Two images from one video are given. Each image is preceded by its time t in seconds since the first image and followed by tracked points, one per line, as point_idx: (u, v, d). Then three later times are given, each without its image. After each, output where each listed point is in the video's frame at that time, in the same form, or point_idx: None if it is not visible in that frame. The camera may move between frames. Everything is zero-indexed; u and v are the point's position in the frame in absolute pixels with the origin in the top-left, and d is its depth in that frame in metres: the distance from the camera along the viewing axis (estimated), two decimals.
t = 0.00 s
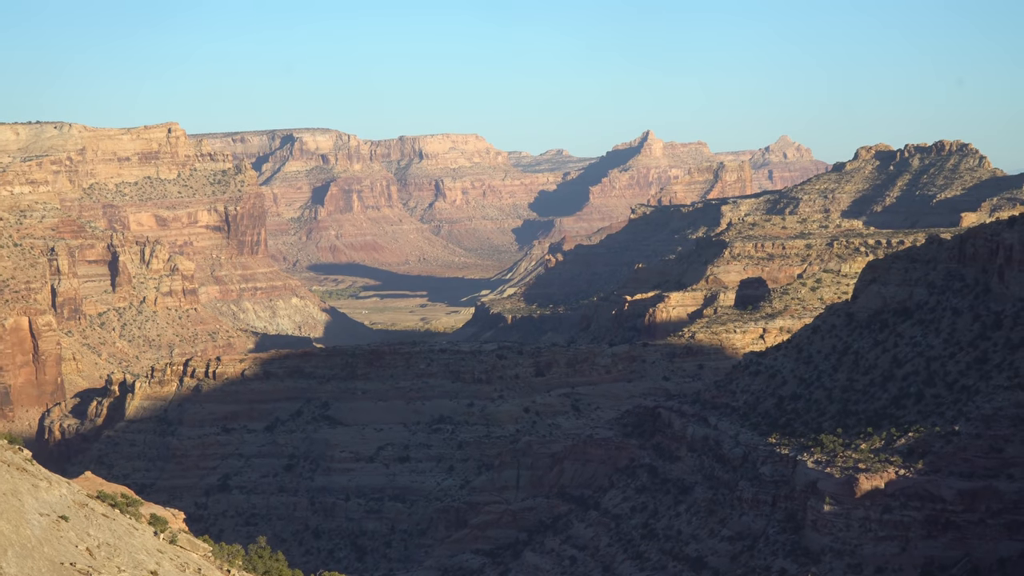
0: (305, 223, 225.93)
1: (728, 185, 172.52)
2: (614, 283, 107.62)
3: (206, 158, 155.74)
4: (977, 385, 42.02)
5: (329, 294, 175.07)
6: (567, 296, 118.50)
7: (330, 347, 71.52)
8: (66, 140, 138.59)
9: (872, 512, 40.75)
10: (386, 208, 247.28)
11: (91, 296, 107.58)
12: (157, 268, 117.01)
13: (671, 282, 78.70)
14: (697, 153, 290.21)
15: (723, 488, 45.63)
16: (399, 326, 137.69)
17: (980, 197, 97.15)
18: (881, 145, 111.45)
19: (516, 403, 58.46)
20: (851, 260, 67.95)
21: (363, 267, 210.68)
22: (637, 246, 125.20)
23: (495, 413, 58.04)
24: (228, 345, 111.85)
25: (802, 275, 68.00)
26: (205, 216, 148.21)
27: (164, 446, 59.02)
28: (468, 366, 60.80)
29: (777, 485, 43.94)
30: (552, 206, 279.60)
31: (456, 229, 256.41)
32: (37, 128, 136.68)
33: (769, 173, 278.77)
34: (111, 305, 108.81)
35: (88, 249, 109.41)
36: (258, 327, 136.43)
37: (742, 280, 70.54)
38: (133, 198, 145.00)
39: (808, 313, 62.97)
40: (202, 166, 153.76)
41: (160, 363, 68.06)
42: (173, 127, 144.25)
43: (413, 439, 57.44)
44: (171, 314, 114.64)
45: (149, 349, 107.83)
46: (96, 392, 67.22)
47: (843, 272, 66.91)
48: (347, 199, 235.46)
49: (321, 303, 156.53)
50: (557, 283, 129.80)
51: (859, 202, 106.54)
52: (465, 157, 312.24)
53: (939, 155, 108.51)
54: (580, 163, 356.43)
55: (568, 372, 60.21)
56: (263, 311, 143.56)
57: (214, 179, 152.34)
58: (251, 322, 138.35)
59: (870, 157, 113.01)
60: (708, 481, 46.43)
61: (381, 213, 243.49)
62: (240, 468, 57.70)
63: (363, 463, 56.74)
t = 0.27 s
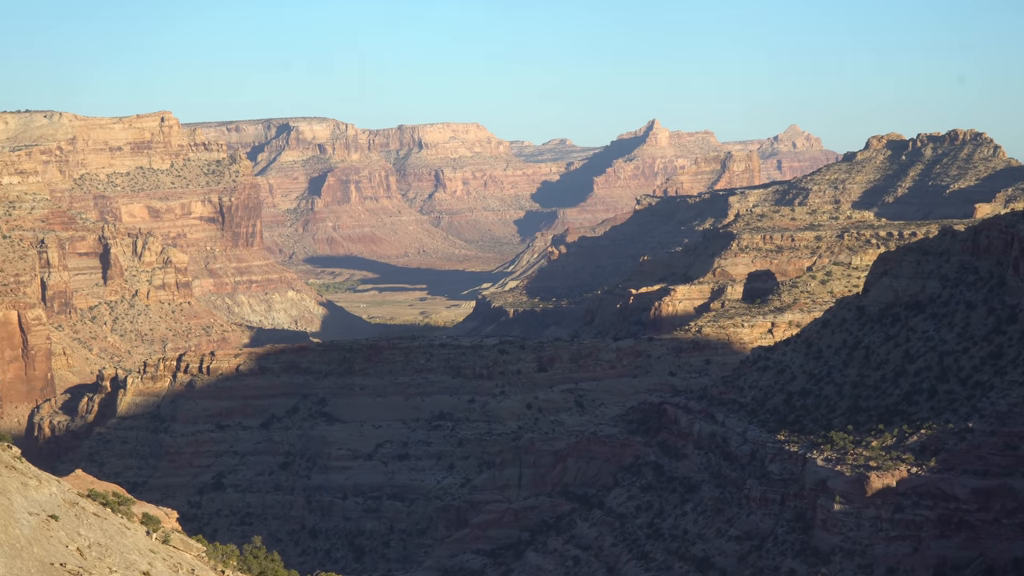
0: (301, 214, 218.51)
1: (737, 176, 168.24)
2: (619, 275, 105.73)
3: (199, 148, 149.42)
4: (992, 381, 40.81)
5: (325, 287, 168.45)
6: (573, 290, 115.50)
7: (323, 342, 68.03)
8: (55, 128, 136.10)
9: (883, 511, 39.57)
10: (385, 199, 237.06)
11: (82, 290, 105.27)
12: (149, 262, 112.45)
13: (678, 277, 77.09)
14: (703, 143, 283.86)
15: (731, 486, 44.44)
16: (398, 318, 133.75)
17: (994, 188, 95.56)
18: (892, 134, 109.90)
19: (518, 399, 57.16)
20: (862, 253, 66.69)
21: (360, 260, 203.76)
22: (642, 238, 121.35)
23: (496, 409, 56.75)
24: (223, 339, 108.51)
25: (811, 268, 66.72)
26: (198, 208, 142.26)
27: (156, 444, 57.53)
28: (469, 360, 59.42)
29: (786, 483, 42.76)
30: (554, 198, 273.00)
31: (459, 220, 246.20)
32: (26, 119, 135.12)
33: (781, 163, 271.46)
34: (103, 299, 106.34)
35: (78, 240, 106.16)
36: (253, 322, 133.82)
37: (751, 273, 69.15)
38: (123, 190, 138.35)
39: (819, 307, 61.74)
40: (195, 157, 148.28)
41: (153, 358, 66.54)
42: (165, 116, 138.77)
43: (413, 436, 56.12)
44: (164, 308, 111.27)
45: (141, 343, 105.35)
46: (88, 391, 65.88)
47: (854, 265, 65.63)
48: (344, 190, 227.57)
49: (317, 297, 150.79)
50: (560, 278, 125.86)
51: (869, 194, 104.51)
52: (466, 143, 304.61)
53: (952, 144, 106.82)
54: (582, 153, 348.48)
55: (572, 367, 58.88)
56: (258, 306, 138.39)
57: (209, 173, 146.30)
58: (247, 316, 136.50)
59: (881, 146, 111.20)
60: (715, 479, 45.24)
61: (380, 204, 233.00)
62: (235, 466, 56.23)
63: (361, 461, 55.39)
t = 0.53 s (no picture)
0: (298, 210, 212.06)
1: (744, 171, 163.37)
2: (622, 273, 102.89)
3: (193, 142, 147.06)
4: (1007, 382, 39.58)
5: (321, 281, 159.72)
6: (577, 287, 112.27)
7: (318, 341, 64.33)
8: (46, 122, 131.35)
9: (895, 516, 38.41)
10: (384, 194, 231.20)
11: (72, 287, 98.80)
12: (142, 258, 108.14)
13: (684, 275, 74.40)
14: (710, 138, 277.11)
15: (739, 490, 43.29)
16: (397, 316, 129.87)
17: (1009, 181, 92.62)
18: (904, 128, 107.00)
19: (519, 400, 55.83)
20: (873, 251, 65.13)
21: (359, 255, 197.11)
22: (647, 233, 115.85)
23: (497, 411, 55.38)
24: (216, 338, 104.50)
25: (821, 265, 65.10)
26: (192, 202, 139.71)
27: (148, 445, 56.23)
28: (470, 361, 58.21)
29: (795, 486, 41.59)
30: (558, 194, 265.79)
31: (459, 217, 238.84)
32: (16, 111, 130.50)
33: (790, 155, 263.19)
34: (93, 296, 100.18)
35: (70, 237, 101.35)
36: (248, 321, 128.19)
37: (758, 269, 67.50)
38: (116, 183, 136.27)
39: (830, 306, 60.27)
40: (188, 151, 145.54)
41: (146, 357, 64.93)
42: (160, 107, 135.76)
43: (411, 439, 54.69)
44: (156, 305, 106.16)
45: (134, 343, 99.75)
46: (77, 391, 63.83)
47: (865, 263, 64.12)
48: (343, 184, 221.19)
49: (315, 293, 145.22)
50: (562, 272, 119.52)
51: (881, 188, 101.93)
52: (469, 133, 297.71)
53: (966, 139, 103.54)
54: (588, 146, 339.41)
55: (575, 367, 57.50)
56: (253, 302, 133.25)
57: (202, 165, 143.97)
58: (241, 315, 130.25)
59: (893, 140, 108.25)
60: (722, 482, 44.10)
61: (378, 199, 225.40)
62: (229, 469, 54.83)
63: (359, 465, 53.91)
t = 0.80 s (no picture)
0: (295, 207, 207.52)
1: (753, 166, 159.58)
2: (628, 272, 101.11)
3: (188, 137, 141.62)
4: None
5: (318, 282, 157.65)
6: (581, 288, 109.98)
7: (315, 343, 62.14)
8: (37, 118, 127.15)
9: (909, 521, 37.29)
10: (385, 190, 225.24)
11: (63, 288, 96.01)
12: (135, 258, 103.44)
13: (692, 274, 72.22)
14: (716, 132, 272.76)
15: (749, 495, 42.13)
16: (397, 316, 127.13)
17: None
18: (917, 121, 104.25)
19: (522, 401, 54.60)
20: (887, 249, 63.75)
21: (357, 255, 194.00)
22: (654, 232, 112.46)
23: (500, 413, 54.01)
24: (211, 341, 100.66)
25: (831, 264, 63.89)
26: (186, 200, 134.25)
27: (141, 449, 54.42)
28: (472, 361, 56.39)
29: (806, 490, 40.46)
30: (561, 191, 261.47)
31: (461, 215, 234.41)
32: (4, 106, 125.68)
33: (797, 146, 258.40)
34: (84, 296, 96.87)
35: (59, 236, 97.77)
36: (244, 322, 124.87)
37: (767, 267, 66.13)
38: (106, 181, 131.47)
39: (841, 306, 59.19)
40: (182, 147, 140.11)
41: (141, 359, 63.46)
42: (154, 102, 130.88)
43: (412, 441, 53.24)
44: (150, 306, 102.25)
45: (126, 344, 96.22)
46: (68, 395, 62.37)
47: (877, 261, 62.89)
48: (341, 182, 214.96)
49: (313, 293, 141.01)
50: (568, 274, 116.48)
51: (893, 185, 99.26)
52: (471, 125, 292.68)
53: (981, 133, 100.95)
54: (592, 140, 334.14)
55: (580, 368, 56.15)
56: (249, 303, 129.74)
57: (198, 162, 138.25)
58: (237, 316, 127.14)
59: (905, 134, 105.55)
60: (732, 487, 42.93)
61: (377, 197, 219.00)
62: (225, 474, 53.22)
63: (357, 469, 52.48)
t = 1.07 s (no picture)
0: (290, 204, 205.29)
1: (761, 163, 157.76)
2: (632, 271, 99.47)
3: (181, 132, 136.26)
4: None
5: (313, 281, 156.05)
6: (583, 287, 108.28)
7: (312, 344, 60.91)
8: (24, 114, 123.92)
9: (920, 527, 36.14)
10: (380, 187, 222.75)
11: (51, 287, 94.46)
12: (126, 256, 100.97)
13: (698, 274, 70.42)
14: (721, 127, 269.26)
15: (757, 501, 41.01)
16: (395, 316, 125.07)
17: None
18: (929, 118, 102.58)
19: (523, 404, 53.43)
20: (897, 250, 62.49)
21: (353, 254, 191.63)
22: (659, 231, 110.73)
23: (500, 416, 52.90)
24: (204, 341, 98.60)
25: (841, 264, 62.56)
26: (178, 197, 130.01)
27: (131, 452, 53.30)
28: (471, 364, 55.20)
29: (815, 496, 39.33)
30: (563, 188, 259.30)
31: (459, 212, 232.55)
32: None
33: (805, 141, 255.00)
34: (73, 296, 95.51)
35: (48, 232, 96.50)
36: (237, 321, 123.50)
37: (774, 267, 64.80)
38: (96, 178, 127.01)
39: (851, 307, 57.90)
40: (175, 141, 134.97)
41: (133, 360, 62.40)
42: (144, 98, 126.67)
43: (409, 444, 52.12)
44: (141, 306, 100.29)
45: (116, 346, 94.98)
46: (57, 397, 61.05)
47: (888, 262, 61.61)
48: (337, 178, 213.05)
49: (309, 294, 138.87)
50: (570, 272, 114.49)
51: (905, 183, 97.61)
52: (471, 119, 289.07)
53: (995, 129, 99.13)
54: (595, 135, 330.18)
55: (582, 370, 54.94)
56: (243, 303, 128.19)
57: (190, 158, 133.66)
58: (230, 315, 125.49)
59: (918, 132, 103.87)
60: (738, 493, 41.80)
61: (374, 193, 218.01)
62: (218, 478, 52.09)
63: (353, 472, 51.37)
